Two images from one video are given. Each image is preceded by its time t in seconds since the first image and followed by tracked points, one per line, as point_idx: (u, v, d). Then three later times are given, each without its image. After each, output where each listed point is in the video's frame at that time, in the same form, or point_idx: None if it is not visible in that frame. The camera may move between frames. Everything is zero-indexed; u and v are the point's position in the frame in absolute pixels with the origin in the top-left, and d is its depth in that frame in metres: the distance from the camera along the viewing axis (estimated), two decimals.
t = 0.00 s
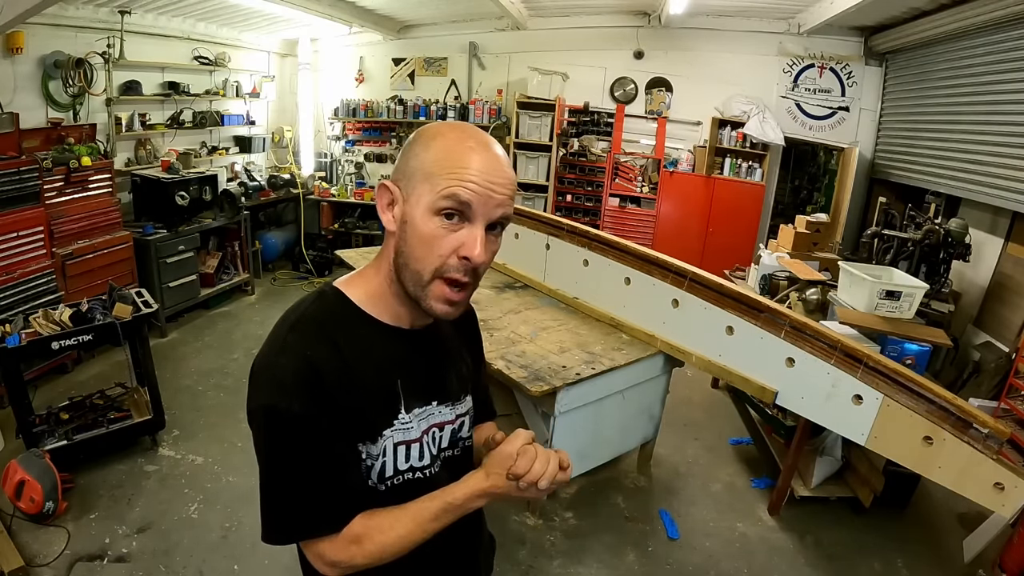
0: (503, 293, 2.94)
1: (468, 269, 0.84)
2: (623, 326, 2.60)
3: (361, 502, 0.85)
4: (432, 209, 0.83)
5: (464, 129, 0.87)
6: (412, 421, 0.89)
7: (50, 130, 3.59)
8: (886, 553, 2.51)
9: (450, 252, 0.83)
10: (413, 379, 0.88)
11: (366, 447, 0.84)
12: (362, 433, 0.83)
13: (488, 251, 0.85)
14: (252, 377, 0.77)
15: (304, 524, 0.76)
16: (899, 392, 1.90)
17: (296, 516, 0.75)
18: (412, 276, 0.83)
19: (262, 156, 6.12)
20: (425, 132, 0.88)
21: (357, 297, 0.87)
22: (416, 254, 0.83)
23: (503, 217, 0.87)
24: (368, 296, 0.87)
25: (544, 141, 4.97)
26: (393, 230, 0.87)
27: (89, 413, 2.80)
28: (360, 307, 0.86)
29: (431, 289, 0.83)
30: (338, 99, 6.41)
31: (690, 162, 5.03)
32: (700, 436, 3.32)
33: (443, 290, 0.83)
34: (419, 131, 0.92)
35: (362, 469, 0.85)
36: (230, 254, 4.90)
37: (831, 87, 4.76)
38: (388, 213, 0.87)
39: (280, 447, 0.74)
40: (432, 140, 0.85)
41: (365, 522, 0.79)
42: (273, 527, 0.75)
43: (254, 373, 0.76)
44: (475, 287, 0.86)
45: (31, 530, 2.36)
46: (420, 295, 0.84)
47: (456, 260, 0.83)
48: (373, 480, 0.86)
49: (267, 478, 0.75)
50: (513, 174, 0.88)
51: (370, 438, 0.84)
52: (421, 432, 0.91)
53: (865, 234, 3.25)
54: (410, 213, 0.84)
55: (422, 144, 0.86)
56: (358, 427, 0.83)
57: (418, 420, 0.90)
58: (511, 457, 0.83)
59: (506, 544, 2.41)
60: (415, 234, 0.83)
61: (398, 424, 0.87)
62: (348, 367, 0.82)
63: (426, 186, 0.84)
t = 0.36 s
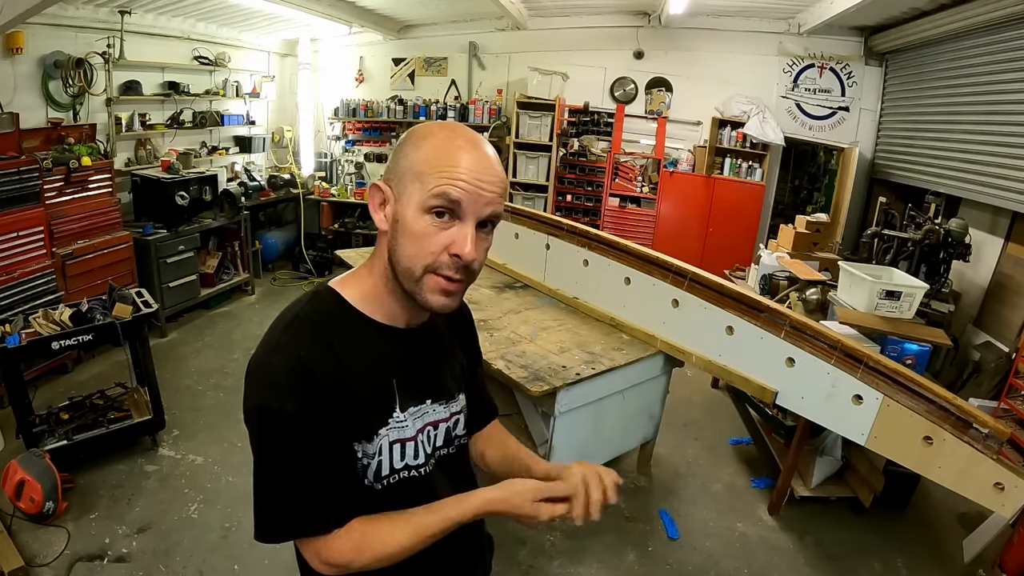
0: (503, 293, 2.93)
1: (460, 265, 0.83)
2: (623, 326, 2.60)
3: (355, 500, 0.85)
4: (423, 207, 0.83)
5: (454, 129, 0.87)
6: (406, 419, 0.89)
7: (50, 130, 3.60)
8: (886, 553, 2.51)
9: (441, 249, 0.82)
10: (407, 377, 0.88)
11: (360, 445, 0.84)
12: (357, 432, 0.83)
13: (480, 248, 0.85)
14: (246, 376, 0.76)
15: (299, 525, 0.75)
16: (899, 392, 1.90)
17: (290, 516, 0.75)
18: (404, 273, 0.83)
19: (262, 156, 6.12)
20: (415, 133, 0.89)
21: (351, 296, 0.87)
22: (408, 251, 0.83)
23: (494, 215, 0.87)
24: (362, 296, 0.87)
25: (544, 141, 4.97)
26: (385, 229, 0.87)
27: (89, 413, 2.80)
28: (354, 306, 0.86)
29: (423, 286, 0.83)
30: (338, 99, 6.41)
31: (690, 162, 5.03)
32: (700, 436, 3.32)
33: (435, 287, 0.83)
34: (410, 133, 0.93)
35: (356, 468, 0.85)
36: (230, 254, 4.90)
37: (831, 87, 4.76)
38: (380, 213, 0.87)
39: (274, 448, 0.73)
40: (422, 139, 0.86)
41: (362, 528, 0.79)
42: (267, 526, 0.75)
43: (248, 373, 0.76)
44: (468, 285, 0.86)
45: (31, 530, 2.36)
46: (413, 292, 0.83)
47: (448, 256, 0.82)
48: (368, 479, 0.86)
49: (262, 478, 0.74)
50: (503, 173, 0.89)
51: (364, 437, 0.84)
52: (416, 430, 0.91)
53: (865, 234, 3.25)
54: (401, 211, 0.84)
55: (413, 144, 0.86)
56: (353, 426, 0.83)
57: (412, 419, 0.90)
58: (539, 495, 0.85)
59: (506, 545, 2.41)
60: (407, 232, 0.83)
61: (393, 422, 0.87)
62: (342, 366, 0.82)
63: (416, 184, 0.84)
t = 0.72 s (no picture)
0: (503, 293, 2.93)
1: (458, 260, 0.83)
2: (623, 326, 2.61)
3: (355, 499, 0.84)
4: (425, 200, 0.83)
5: (460, 127, 0.88)
6: (406, 414, 0.89)
7: (50, 130, 3.60)
8: (886, 553, 2.50)
9: (440, 242, 0.82)
10: (405, 373, 0.88)
11: (361, 442, 0.84)
12: (358, 428, 0.83)
13: (478, 245, 0.85)
14: (247, 373, 0.76)
15: (300, 524, 0.74)
16: (899, 392, 1.90)
17: (292, 513, 0.74)
18: (402, 266, 0.83)
19: (262, 156, 6.12)
20: (421, 129, 0.90)
21: (349, 290, 0.87)
22: (407, 243, 0.83)
23: (494, 213, 0.88)
24: (359, 290, 0.87)
25: (544, 141, 4.97)
26: (384, 222, 0.87)
27: (89, 413, 2.80)
28: (352, 300, 0.86)
29: (419, 278, 0.82)
30: (338, 99, 6.41)
31: (690, 162, 5.03)
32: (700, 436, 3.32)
33: (432, 280, 0.83)
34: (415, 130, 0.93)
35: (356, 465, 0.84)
36: (230, 254, 4.90)
37: (831, 87, 4.76)
38: (381, 205, 0.87)
39: (276, 445, 0.73)
40: (428, 135, 0.86)
41: (367, 530, 0.77)
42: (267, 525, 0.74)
43: (249, 370, 0.76)
44: (464, 280, 0.86)
45: (31, 530, 2.36)
46: (409, 285, 0.83)
47: (447, 249, 0.82)
48: (368, 476, 0.86)
49: (262, 477, 0.74)
50: (505, 172, 0.90)
51: (365, 434, 0.84)
52: (415, 425, 0.91)
53: (865, 234, 3.25)
54: (403, 204, 0.84)
55: (419, 140, 0.87)
56: (354, 422, 0.82)
57: (412, 413, 0.90)
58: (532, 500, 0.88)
59: (506, 545, 2.41)
60: (407, 224, 0.83)
61: (394, 418, 0.87)
62: (343, 362, 0.82)
63: (419, 178, 0.84)
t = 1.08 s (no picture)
0: (503, 293, 2.93)
1: (457, 264, 0.83)
2: (623, 326, 2.59)
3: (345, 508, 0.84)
4: (423, 203, 0.83)
5: (457, 126, 0.88)
6: (402, 421, 0.89)
7: (50, 130, 3.60)
8: (886, 553, 2.50)
9: (438, 246, 0.82)
10: (403, 379, 0.88)
11: (357, 452, 0.84)
12: (354, 435, 0.83)
13: (476, 248, 0.85)
14: (243, 378, 0.75)
15: (293, 536, 0.73)
16: (899, 392, 1.90)
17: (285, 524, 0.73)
18: (399, 271, 0.82)
19: (262, 156, 6.12)
20: (417, 129, 0.89)
21: (344, 294, 0.86)
22: (404, 247, 0.82)
23: (492, 215, 0.88)
24: (356, 295, 0.87)
25: (544, 141, 4.97)
26: (381, 225, 0.86)
27: (89, 413, 2.80)
28: (349, 306, 0.85)
29: (418, 283, 0.82)
30: (338, 99, 6.41)
31: (690, 162, 5.03)
32: (700, 436, 3.32)
33: (430, 285, 0.83)
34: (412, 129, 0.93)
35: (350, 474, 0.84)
36: (230, 254, 4.90)
37: (830, 87, 4.76)
38: (377, 208, 0.87)
39: (270, 455, 0.72)
40: (425, 135, 0.86)
41: (361, 547, 0.75)
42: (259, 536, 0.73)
43: (245, 376, 0.75)
44: (463, 284, 0.85)
45: (31, 530, 2.36)
46: (406, 289, 0.83)
47: (444, 253, 0.82)
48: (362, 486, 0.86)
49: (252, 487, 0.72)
50: (504, 172, 0.89)
51: (361, 442, 0.84)
52: (412, 431, 0.91)
53: (865, 234, 3.25)
54: (400, 207, 0.83)
55: (415, 140, 0.86)
56: (351, 430, 0.82)
57: (408, 419, 0.90)
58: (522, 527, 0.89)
59: (506, 545, 2.41)
60: (404, 227, 0.83)
61: (391, 426, 0.87)
62: (340, 368, 0.82)
63: (417, 180, 0.84)
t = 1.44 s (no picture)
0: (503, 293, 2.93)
1: (487, 275, 0.83)
2: (623, 326, 2.62)
3: (353, 510, 0.86)
4: (451, 214, 0.80)
5: (475, 132, 0.86)
6: (417, 423, 0.90)
7: (50, 130, 3.60)
8: (886, 553, 2.51)
9: (470, 258, 0.80)
10: (416, 383, 0.89)
11: (374, 462, 0.84)
12: (367, 450, 0.82)
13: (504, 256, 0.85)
14: (248, 406, 0.73)
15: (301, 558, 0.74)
16: (899, 392, 1.90)
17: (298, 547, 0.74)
18: (429, 283, 0.81)
19: (262, 156, 6.12)
20: (432, 134, 0.86)
21: (360, 307, 0.84)
22: (433, 260, 0.80)
23: (517, 222, 0.87)
24: (373, 307, 0.85)
25: (544, 141, 4.97)
26: (400, 236, 0.84)
27: (89, 413, 2.80)
28: (364, 318, 0.84)
29: (450, 297, 0.82)
30: (338, 99, 6.41)
31: (690, 162, 5.03)
32: (700, 436, 3.32)
33: (462, 297, 0.82)
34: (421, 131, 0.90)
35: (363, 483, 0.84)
36: (230, 254, 4.90)
37: (830, 87, 4.76)
38: (395, 218, 0.84)
39: (282, 483, 0.71)
40: (446, 142, 0.83)
41: None
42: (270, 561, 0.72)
43: (251, 405, 0.73)
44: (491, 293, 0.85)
45: (31, 530, 2.36)
46: (437, 301, 0.82)
47: (476, 266, 0.81)
48: (376, 490, 0.87)
49: (261, 516, 0.71)
50: (525, 178, 0.88)
51: (375, 454, 0.84)
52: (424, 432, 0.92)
53: (865, 234, 3.25)
54: (424, 218, 0.81)
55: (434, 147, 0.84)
56: (365, 445, 0.82)
57: (421, 420, 0.91)
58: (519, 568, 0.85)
59: (506, 545, 2.41)
60: (431, 239, 0.80)
61: (406, 430, 0.88)
62: (352, 385, 0.80)
63: (443, 190, 0.81)
